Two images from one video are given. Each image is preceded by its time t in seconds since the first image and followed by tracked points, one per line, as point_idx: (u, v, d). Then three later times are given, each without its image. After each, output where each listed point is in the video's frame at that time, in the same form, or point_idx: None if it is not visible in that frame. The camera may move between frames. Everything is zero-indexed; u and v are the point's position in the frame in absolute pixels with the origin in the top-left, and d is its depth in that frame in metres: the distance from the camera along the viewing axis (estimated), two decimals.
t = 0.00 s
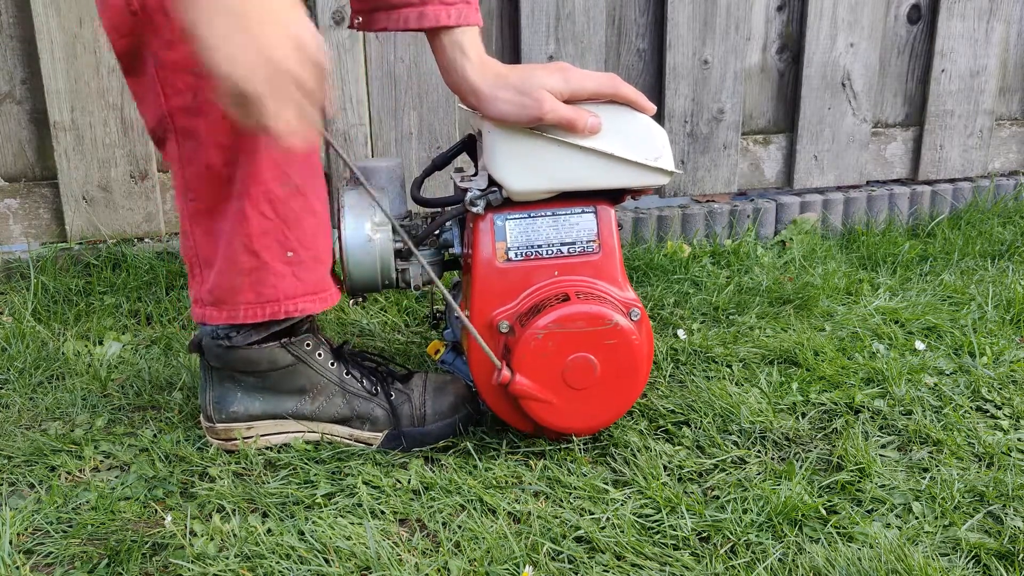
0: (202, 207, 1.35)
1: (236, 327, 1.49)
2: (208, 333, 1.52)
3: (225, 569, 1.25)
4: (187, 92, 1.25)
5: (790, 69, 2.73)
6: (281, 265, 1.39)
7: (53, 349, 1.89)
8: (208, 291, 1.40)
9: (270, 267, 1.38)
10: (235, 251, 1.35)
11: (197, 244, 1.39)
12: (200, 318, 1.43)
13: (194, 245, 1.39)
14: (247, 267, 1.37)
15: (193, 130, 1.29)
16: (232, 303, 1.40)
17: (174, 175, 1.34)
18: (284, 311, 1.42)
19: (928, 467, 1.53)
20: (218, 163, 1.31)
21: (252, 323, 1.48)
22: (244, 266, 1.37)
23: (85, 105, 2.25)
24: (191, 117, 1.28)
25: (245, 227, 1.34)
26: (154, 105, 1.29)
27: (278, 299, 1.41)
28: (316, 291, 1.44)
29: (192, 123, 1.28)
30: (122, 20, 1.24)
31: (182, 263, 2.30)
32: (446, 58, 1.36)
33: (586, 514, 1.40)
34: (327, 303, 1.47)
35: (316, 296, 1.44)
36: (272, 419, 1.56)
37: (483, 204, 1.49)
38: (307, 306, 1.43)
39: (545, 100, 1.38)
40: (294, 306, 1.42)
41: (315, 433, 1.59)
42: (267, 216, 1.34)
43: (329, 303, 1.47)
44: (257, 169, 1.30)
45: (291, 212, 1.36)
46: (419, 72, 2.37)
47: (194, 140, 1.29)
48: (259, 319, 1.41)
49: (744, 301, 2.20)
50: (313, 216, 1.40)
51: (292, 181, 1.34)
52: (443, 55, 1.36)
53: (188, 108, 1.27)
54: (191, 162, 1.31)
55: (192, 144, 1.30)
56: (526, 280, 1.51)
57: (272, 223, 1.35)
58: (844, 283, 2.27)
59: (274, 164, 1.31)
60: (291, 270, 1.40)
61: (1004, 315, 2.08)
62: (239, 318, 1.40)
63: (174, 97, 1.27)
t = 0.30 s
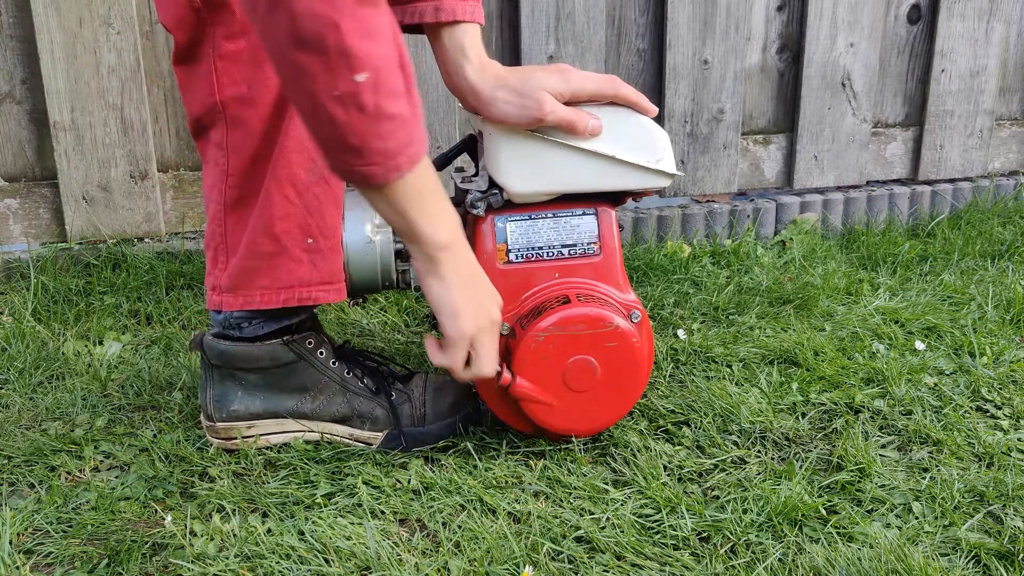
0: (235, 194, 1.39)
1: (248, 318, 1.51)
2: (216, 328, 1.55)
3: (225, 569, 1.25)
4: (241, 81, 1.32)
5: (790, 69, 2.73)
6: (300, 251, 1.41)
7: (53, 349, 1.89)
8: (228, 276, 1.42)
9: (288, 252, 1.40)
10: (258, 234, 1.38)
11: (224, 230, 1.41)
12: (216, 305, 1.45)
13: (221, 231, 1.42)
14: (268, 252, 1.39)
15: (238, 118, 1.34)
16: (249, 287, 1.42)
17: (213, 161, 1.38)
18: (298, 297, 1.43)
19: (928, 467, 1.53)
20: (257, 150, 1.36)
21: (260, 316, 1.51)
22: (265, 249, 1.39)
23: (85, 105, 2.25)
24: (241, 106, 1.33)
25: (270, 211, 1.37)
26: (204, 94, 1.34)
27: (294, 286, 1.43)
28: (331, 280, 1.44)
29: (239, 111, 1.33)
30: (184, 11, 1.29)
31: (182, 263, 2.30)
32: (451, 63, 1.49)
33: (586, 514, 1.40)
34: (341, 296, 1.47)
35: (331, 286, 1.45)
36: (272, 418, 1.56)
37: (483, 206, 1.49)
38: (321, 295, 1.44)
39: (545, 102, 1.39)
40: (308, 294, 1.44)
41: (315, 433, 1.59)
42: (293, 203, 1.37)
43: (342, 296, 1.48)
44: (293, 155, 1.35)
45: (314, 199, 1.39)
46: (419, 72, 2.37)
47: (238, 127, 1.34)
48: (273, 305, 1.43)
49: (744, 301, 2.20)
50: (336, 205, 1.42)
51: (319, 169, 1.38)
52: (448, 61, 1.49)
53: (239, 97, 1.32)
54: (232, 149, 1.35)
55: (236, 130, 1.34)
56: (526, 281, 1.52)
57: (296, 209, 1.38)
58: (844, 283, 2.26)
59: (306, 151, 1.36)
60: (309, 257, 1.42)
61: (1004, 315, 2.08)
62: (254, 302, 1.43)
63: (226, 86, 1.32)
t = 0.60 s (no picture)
0: (227, 198, 1.38)
1: (245, 322, 1.51)
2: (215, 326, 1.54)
3: (225, 569, 1.25)
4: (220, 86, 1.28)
5: (790, 69, 2.74)
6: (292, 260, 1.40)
7: (53, 349, 1.89)
8: (223, 280, 1.42)
9: (280, 261, 1.39)
10: (249, 242, 1.37)
11: (218, 233, 1.41)
12: (212, 305, 1.46)
13: (215, 234, 1.42)
14: (259, 259, 1.39)
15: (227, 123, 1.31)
16: (242, 293, 1.42)
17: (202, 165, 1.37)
18: (289, 305, 1.43)
19: (928, 467, 1.53)
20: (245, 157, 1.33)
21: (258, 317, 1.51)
22: (258, 255, 1.38)
23: (85, 105, 2.25)
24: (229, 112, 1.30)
25: (259, 221, 1.35)
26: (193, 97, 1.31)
27: (286, 294, 1.42)
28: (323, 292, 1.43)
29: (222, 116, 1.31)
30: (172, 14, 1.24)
31: (182, 263, 2.30)
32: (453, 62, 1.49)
33: (586, 514, 1.40)
34: (333, 304, 1.46)
35: (323, 296, 1.44)
36: (272, 416, 1.56)
37: (484, 205, 1.50)
38: (312, 305, 1.44)
39: (548, 104, 1.39)
40: (299, 303, 1.43)
41: (315, 433, 1.59)
42: (282, 211, 1.35)
43: (335, 303, 1.46)
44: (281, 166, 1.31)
45: (306, 208, 1.36)
46: (419, 72, 2.37)
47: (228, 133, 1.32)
48: (267, 311, 1.43)
49: (744, 301, 2.20)
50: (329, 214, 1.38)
51: (310, 178, 1.34)
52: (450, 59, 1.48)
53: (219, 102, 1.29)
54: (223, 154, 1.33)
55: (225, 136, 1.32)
56: (527, 280, 1.51)
57: (287, 219, 1.35)
58: (844, 283, 2.27)
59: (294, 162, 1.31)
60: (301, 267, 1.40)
61: (1004, 315, 2.08)
62: (249, 306, 1.43)
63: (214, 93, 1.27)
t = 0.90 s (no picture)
0: (197, 223, 1.38)
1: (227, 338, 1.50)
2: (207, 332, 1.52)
3: (225, 569, 1.25)
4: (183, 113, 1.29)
5: (790, 69, 2.73)
6: (259, 291, 1.36)
7: (53, 349, 1.89)
8: (201, 303, 1.42)
9: (247, 292, 1.36)
10: (217, 270, 1.36)
11: (195, 257, 1.42)
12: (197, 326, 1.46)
13: (194, 258, 1.42)
14: (227, 288, 1.37)
15: (188, 148, 1.32)
16: (216, 319, 1.41)
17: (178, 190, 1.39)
18: (259, 337, 1.39)
19: (928, 467, 1.53)
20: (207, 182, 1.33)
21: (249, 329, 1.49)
22: (227, 285, 1.37)
23: (85, 105, 2.25)
24: (186, 137, 1.31)
25: (224, 248, 1.34)
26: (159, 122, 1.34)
27: (256, 324, 1.39)
28: (293, 323, 1.39)
29: (188, 142, 1.32)
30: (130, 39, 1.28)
31: (182, 263, 2.30)
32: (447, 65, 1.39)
33: (586, 514, 1.40)
34: (305, 337, 1.41)
35: (293, 329, 1.39)
36: (272, 418, 1.56)
37: (483, 203, 1.49)
38: (281, 337, 1.39)
39: (547, 106, 1.38)
40: (268, 335, 1.39)
41: (315, 433, 1.59)
42: (245, 242, 1.32)
43: (307, 337, 1.41)
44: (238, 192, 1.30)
45: (268, 240, 1.32)
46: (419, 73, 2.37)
47: (189, 158, 1.33)
48: (240, 339, 1.40)
49: (744, 301, 2.20)
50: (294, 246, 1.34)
51: (271, 208, 1.31)
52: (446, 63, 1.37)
53: (184, 128, 1.31)
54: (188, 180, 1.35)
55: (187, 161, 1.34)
56: (526, 279, 1.51)
57: (249, 249, 1.33)
58: (844, 283, 2.27)
59: (251, 188, 1.29)
60: (268, 298, 1.36)
61: (1004, 315, 2.08)
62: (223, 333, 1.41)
63: (173, 115, 1.31)
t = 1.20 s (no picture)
0: (200, 208, 1.38)
1: (233, 329, 1.50)
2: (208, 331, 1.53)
3: (225, 569, 1.24)
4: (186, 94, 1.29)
5: (790, 69, 2.73)
6: (277, 268, 1.39)
7: (53, 349, 1.89)
8: (204, 293, 1.41)
9: (265, 270, 1.38)
10: (230, 252, 1.36)
11: (194, 246, 1.41)
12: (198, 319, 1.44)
13: (193, 248, 1.42)
14: (242, 270, 1.38)
15: (193, 132, 1.32)
16: (226, 305, 1.41)
17: (175, 178, 1.38)
18: (279, 314, 1.42)
19: (929, 467, 1.53)
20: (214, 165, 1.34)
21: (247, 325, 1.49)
22: (239, 268, 1.37)
23: (85, 105, 2.25)
24: (191, 120, 1.32)
25: (238, 229, 1.35)
26: (156, 110, 1.34)
27: (273, 303, 1.41)
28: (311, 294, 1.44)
29: (193, 125, 1.32)
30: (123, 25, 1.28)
31: (182, 263, 2.30)
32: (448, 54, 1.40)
33: (586, 514, 1.40)
34: (322, 307, 1.46)
35: (311, 300, 1.44)
36: (272, 418, 1.56)
37: (483, 204, 1.49)
38: (301, 310, 1.43)
39: (545, 89, 1.37)
40: (288, 310, 1.42)
41: (315, 433, 1.59)
42: (261, 220, 1.35)
43: (324, 307, 1.46)
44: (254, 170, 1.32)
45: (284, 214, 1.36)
46: (419, 73, 2.37)
47: (194, 142, 1.33)
48: (254, 322, 1.41)
49: (744, 301, 2.21)
50: (309, 219, 1.39)
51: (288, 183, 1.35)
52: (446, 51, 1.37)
53: (187, 111, 1.31)
54: (192, 164, 1.34)
55: (192, 145, 1.33)
56: (526, 279, 1.51)
57: (267, 226, 1.35)
58: (844, 283, 2.27)
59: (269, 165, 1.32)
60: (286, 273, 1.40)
61: (1004, 315, 2.08)
62: (234, 319, 1.41)
63: (175, 99, 1.31)
